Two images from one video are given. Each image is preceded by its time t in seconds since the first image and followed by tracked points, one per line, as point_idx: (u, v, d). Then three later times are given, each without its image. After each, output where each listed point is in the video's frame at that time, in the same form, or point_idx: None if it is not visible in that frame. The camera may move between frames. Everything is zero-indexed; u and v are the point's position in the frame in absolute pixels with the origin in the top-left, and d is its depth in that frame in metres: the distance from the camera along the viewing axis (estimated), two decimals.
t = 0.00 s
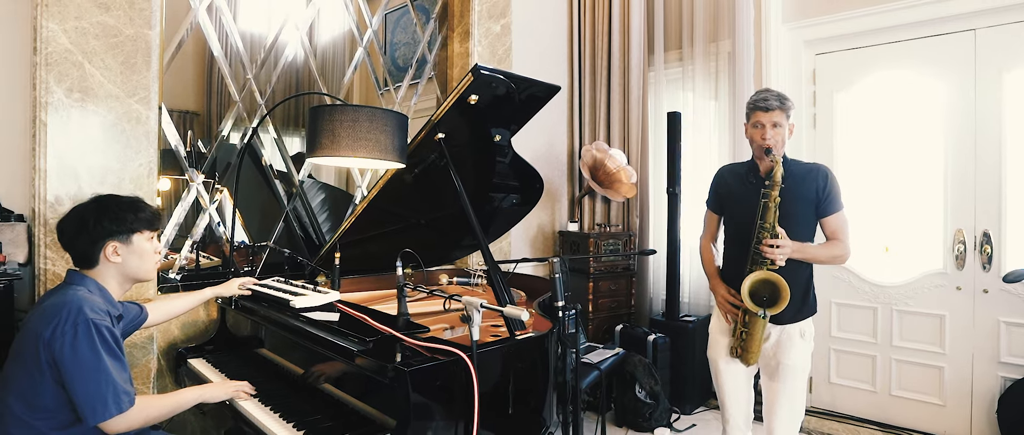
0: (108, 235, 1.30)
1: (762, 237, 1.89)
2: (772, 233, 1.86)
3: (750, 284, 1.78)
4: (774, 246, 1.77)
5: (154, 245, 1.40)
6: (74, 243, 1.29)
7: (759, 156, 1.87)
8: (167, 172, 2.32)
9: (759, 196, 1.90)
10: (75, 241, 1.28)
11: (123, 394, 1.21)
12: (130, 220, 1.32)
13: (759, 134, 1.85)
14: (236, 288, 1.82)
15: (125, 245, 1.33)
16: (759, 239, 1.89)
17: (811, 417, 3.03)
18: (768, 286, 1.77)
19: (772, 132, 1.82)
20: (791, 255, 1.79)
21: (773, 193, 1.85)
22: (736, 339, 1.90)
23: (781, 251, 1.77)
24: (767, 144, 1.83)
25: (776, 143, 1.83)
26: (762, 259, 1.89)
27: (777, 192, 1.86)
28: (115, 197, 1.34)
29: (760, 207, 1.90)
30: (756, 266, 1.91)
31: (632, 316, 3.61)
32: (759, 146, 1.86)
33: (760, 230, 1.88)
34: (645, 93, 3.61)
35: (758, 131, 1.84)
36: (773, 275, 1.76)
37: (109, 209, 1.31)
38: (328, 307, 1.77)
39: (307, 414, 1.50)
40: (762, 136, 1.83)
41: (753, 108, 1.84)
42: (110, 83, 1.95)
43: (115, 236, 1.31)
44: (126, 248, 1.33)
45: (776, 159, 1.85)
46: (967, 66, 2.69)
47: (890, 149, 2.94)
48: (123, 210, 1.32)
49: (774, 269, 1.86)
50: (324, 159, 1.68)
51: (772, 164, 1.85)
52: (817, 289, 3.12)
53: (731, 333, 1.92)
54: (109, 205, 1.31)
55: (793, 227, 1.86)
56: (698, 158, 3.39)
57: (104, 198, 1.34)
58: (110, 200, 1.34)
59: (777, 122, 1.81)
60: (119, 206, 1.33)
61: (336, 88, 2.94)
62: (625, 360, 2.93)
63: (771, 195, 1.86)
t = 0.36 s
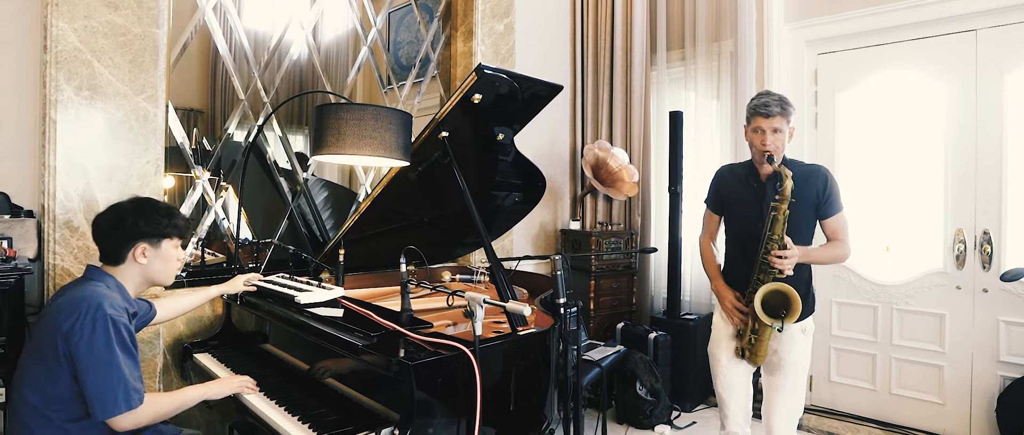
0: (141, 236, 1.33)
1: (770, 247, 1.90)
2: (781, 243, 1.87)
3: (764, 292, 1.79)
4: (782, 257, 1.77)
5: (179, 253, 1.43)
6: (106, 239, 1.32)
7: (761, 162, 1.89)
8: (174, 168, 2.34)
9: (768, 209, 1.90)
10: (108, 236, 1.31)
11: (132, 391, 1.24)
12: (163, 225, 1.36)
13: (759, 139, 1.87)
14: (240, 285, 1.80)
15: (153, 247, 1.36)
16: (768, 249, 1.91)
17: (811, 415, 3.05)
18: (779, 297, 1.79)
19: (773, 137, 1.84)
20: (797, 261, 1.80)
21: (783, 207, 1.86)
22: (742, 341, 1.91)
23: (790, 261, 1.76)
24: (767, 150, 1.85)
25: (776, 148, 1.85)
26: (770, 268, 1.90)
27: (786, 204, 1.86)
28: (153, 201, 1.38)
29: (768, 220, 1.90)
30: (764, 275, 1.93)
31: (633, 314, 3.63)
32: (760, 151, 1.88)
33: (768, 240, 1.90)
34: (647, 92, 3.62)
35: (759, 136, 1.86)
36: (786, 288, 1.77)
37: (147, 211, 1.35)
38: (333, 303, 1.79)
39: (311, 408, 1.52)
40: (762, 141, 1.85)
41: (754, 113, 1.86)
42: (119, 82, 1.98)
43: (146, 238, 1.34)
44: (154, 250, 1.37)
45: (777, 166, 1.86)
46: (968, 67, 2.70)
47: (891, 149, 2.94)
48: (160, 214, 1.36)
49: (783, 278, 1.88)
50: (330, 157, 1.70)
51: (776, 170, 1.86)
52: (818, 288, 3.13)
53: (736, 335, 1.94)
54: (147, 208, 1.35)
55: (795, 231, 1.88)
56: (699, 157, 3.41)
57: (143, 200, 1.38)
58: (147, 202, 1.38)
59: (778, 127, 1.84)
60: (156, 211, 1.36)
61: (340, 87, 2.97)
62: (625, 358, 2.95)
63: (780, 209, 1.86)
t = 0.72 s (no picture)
0: (144, 231, 1.35)
1: (769, 260, 1.91)
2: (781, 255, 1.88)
3: (770, 303, 1.84)
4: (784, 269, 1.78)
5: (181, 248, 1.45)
6: (110, 235, 1.33)
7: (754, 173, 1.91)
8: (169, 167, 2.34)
9: (768, 226, 1.91)
10: (111, 232, 1.32)
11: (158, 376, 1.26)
12: (165, 220, 1.37)
13: (752, 151, 1.88)
14: (237, 285, 1.80)
15: (156, 243, 1.38)
16: (767, 262, 1.92)
17: (802, 414, 3.07)
18: (783, 309, 1.83)
19: (764, 149, 1.86)
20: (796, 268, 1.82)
21: (783, 223, 1.87)
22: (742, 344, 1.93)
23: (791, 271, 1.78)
24: (759, 161, 1.87)
25: (769, 160, 1.87)
26: (771, 279, 1.92)
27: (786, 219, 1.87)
28: (154, 197, 1.39)
29: (768, 234, 1.91)
30: (765, 286, 1.94)
31: (627, 314, 3.65)
32: (752, 163, 1.90)
33: (768, 254, 1.91)
34: (642, 93, 3.64)
35: (751, 148, 1.88)
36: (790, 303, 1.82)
37: (149, 207, 1.36)
38: (328, 302, 1.80)
39: (306, 407, 1.52)
40: (754, 153, 1.87)
41: (745, 125, 1.87)
42: (114, 79, 1.98)
43: (150, 233, 1.36)
44: (156, 247, 1.38)
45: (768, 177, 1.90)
46: (957, 71, 2.73)
47: (882, 151, 2.98)
48: (163, 210, 1.38)
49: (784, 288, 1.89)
50: (327, 157, 1.70)
51: (770, 183, 1.88)
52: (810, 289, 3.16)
53: (737, 338, 1.96)
54: (150, 204, 1.37)
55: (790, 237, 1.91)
56: (693, 158, 3.43)
57: (145, 196, 1.39)
58: (150, 198, 1.39)
59: (769, 139, 1.86)
60: (159, 206, 1.38)
61: (335, 86, 2.97)
62: (619, 358, 2.97)
63: (781, 225, 1.86)
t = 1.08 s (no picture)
0: (120, 226, 1.34)
1: (757, 256, 1.94)
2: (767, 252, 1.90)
3: (755, 300, 1.86)
4: (769, 265, 1.82)
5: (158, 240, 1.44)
6: (84, 233, 1.31)
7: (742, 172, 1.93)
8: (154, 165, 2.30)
9: (755, 223, 1.93)
10: (86, 231, 1.30)
11: (133, 381, 1.24)
12: (140, 213, 1.37)
13: (740, 151, 1.90)
14: (224, 285, 1.78)
15: (134, 238, 1.37)
16: (754, 259, 1.94)
17: (785, 413, 3.12)
18: (767, 305, 1.86)
19: (752, 149, 1.88)
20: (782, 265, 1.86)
21: (769, 221, 1.89)
22: (728, 340, 1.96)
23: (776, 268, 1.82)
24: (748, 161, 1.89)
25: (756, 160, 1.89)
26: (756, 276, 1.95)
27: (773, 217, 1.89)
28: (123, 191, 1.38)
29: (754, 232, 1.93)
30: (750, 283, 1.97)
31: (614, 315, 3.67)
32: (740, 163, 1.92)
33: (755, 251, 1.93)
34: (629, 96, 3.67)
35: (739, 148, 1.90)
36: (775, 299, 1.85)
37: (121, 201, 1.35)
38: (318, 303, 1.78)
39: (296, 408, 1.51)
40: (742, 153, 1.89)
41: (734, 126, 1.89)
42: (98, 76, 1.94)
43: (126, 228, 1.35)
44: (134, 241, 1.37)
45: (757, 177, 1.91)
46: (936, 76, 2.80)
47: (864, 154, 3.03)
48: (135, 203, 1.37)
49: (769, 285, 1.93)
50: (317, 157, 1.69)
51: (756, 182, 1.90)
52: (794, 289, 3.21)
53: (723, 335, 1.99)
54: (121, 198, 1.35)
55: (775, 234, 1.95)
56: (680, 160, 3.47)
57: (112, 190, 1.38)
58: (119, 193, 1.37)
59: (757, 140, 1.88)
60: (130, 200, 1.37)
61: (323, 85, 2.95)
62: (607, 358, 2.98)
63: (767, 223, 1.89)
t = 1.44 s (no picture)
0: (97, 225, 1.29)
1: (738, 249, 1.98)
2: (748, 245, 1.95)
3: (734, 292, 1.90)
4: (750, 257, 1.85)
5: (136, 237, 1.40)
6: (60, 233, 1.27)
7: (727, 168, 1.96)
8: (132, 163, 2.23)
9: (735, 215, 1.97)
10: (61, 231, 1.26)
11: (107, 391, 1.20)
12: (117, 210, 1.32)
13: (724, 147, 1.93)
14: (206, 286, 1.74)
15: (111, 236, 1.33)
16: (735, 251, 1.99)
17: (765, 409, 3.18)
18: (747, 297, 1.90)
19: (736, 145, 1.91)
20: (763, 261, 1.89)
21: (750, 213, 1.94)
22: (709, 334, 1.99)
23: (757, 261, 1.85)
24: (732, 156, 1.91)
25: (741, 156, 1.92)
26: (738, 270, 1.99)
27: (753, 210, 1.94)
28: (96, 187, 1.33)
29: (735, 225, 1.97)
30: (732, 276, 2.01)
31: (596, 314, 3.70)
32: (724, 158, 1.95)
33: (736, 244, 1.98)
34: (612, 96, 3.70)
35: (723, 144, 1.93)
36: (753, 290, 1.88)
37: (96, 198, 1.30)
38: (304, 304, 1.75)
39: (284, 410, 1.48)
40: (727, 149, 1.92)
41: (718, 122, 1.92)
42: (73, 70, 1.88)
43: (103, 226, 1.31)
44: (112, 240, 1.33)
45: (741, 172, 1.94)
46: (911, 80, 2.88)
47: (841, 156, 3.10)
48: (112, 201, 1.32)
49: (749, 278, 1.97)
50: (303, 156, 1.66)
51: (740, 177, 1.93)
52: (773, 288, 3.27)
53: (705, 331, 2.02)
54: (96, 196, 1.30)
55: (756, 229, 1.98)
56: (663, 160, 3.51)
57: (86, 187, 1.32)
58: (93, 189, 1.32)
59: (741, 135, 1.91)
60: (105, 197, 1.32)
61: (305, 82, 2.90)
62: (591, 357, 3.00)
63: (747, 216, 1.94)
